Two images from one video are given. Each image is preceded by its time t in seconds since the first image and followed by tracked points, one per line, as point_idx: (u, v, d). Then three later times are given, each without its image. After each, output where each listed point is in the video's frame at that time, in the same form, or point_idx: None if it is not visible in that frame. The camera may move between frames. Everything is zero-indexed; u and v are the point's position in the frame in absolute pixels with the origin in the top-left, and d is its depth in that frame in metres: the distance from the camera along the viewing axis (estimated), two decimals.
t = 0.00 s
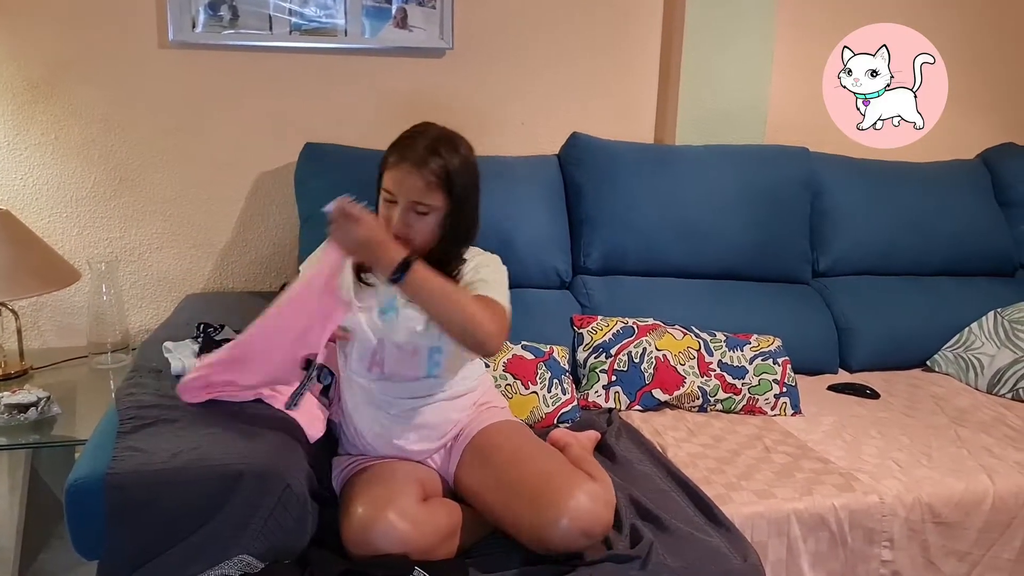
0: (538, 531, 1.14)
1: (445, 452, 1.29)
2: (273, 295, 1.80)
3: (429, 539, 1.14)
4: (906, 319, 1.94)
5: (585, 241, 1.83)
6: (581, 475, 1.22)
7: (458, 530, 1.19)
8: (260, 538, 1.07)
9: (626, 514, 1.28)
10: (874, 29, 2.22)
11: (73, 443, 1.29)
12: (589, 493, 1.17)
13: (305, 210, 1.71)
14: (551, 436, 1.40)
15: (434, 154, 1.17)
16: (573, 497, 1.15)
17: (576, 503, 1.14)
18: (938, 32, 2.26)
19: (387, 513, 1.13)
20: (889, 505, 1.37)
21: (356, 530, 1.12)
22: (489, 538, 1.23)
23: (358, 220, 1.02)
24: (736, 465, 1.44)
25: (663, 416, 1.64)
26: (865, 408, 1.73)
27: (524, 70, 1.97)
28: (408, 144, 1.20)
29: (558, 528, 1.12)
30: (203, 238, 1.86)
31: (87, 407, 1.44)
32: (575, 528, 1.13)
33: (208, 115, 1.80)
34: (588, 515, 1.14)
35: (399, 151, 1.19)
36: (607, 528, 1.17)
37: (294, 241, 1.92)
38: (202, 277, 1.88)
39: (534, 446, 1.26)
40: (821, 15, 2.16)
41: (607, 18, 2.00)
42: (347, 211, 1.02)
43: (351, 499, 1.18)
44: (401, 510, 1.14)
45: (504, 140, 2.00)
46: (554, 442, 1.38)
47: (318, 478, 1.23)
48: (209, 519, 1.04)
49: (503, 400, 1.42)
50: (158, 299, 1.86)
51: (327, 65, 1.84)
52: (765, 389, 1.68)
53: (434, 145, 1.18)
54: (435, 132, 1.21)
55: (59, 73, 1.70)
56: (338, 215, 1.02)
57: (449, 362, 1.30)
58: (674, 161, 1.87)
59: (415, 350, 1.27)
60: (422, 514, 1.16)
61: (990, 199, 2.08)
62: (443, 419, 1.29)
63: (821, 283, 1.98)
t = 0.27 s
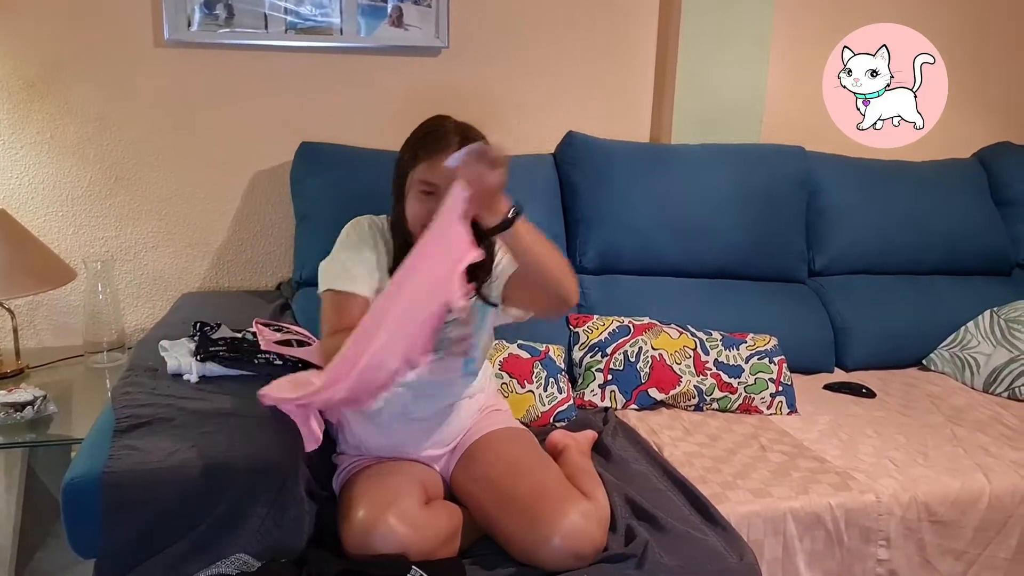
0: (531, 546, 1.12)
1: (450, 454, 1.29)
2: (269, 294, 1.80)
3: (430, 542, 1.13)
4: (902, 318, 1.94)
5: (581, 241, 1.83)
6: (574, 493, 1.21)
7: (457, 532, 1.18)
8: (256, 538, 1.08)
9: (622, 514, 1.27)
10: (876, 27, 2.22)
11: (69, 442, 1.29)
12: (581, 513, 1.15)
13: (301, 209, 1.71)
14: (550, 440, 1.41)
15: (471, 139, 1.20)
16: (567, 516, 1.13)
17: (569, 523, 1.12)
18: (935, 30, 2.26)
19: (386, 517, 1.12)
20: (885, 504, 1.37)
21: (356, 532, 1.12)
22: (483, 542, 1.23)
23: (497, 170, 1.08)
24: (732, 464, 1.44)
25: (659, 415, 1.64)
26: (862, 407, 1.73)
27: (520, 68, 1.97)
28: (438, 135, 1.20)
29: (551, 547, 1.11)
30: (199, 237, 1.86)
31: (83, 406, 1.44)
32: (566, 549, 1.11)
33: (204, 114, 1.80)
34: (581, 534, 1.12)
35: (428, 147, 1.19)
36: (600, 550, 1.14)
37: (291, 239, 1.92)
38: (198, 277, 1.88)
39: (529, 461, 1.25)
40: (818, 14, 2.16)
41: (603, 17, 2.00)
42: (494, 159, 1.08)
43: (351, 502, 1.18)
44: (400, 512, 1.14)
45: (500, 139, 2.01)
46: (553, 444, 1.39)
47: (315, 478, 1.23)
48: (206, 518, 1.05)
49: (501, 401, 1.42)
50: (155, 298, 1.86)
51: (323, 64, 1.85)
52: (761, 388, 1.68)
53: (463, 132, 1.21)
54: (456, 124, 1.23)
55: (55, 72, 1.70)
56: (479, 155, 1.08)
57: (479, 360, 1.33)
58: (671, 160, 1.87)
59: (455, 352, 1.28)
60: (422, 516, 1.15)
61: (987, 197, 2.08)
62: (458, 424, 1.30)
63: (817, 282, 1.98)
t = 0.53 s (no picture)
0: (532, 542, 1.12)
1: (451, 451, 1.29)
2: (270, 288, 1.80)
3: (429, 538, 1.13)
4: (903, 312, 1.94)
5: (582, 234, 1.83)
6: (577, 489, 1.21)
7: (458, 527, 1.18)
8: (258, 530, 1.06)
9: (623, 508, 1.27)
10: (874, 28, 2.22)
11: (71, 435, 1.29)
12: (583, 509, 1.15)
13: (302, 202, 1.71)
14: (551, 433, 1.42)
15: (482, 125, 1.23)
16: (568, 513, 1.13)
17: (571, 519, 1.12)
18: (936, 24, 2.26)
19: (387, 512, 1.12)
20: (887, 497, 1.37)
21: (359, 527, 1.12)
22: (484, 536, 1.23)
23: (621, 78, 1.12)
24: (733, 457, 1.44)
25: (660, 408, 1.64)
26: (863, 400, 1.73)
27: (521, 61, 1.97)
28: (451, 123, 1.20)
29: (552, 544, 1.11)
30: (200, 231, 1.86)
31: (85, 400, 1.44)
32: (568, 545, 1.11)
33: (205, 107, 1.80)
34: (584, 531, 1.12)
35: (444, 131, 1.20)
36: (602, 545, 1.14)
37: (292, 233, 1.92)
38: (199, 270, 1.88)
39: (531, 456, 1.24)
40: (819, 7, 2.16)
41: (604, 10, 2.00)
42: (624, 61, 1.12)
43: (351, 497, 1.17)
44: (402, 507, 1.13)
45: (501, 132, 2.00)
46: (554, 438, 1.40)
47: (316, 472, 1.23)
48: (206, 511, 1.04)
49: (503, 394, 1.42)
50: (156, 292, 1.86)
51: (323, 58, 1.84)
52: (763, 381, 1.68)
53: (473, 118, 1.23)
54: (459, 110, 1.23)
55: (55, 65, 1.70)
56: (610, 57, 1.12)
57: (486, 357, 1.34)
58: (672, 153, 1.87)
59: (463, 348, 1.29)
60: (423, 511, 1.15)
61: (988, 191, 2.08)
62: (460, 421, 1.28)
63: (818, 276, 1.98)
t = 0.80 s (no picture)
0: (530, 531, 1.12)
1: (450, 440, 1.30)
2: (269, 279, 1.81)
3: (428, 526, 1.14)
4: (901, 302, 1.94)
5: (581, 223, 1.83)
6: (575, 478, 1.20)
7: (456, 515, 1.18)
8: (257, 519, 1.06)
9: (621, 497, 1.28)
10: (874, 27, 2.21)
11: (70, 426, 1.29)
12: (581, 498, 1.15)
13: (301, 193, 1.71)
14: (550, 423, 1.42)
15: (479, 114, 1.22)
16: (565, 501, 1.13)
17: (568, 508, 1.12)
18: (936, 12, 2.25)
19: (386, 500, 1.13)
20: (884, 486, 1.37)
21: (357, 517, 1.11)
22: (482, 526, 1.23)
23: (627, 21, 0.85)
24: (731, 447, 1.45)
25: (659, 398, 1.64)
26: (861, 390, 1.73)
27: (520, 51, 1.96)
28: (448, 112, 1.19)
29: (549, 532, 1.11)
30: (199, 222, 1.86)
31: (84, 390, 1.45)
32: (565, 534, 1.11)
33: (203, 98, 1.80)
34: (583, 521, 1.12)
35: (444, 119, 1.18)
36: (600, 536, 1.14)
37: (291, 224, 1.92)
38: (198, 261, 1.88)
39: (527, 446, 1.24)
40: None
41: None
42: (611, 7, 0.84)
43: (349, 488, 1.17)
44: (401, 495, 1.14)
45: (500, 122, 2.00)
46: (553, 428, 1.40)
47: (315, 460, 1.23)
48: (205, 501, 1.04)
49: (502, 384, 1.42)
50: (155, 283, 1.86)
51: (322, 47, 1.84)
52: (761, 371, 1.68)
53: (471, 108, 1.22)
54: (453, 99, 1.22)
55: (53, 56, 1.70)
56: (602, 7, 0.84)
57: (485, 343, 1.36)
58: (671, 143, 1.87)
59: (463, 336, 1.30)
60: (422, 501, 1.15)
61: (988, 181, 2.08)
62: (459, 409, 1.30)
63: (816, 266, 1.98)
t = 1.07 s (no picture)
0: (532, 517, 1.12)
1: (451, 426, 1.30)
2: (270, 267, 1.81)
3: (431, 513, 1.14)
4: (902, 289, 1.94)
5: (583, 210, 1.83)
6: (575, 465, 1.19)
7: (458, 501, 1.19)
8: (261, 505, 1.07)
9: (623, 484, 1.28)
10: (874, 32, 2.20)
11: (73, 413, 1.30)
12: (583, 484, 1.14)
13: (302, 181, 1.71)
14: (551, 411, 1.42)
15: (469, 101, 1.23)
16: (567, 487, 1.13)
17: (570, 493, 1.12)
18: None
19: (387, 486, 1.12)
20: (886, 472, 1.38)
21: (360, 502, 1.12)
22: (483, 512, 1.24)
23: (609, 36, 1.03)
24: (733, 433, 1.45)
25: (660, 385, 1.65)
26: (862, 377, 1.74)
27: (521, 37, 1.96)
28: (438, 99, 1.20)
29: (551, 517, 1.11)
30: (200, 210, 1.86)
31: (87, 378, 1.45)
32: (567, 519, 1.11)
33: (203, 86, 1.79)
34: (585, 504, 1.13)
35: (436, 105, 1.19)
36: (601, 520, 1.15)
37: (291, 212, 1.92)
38: (199, 250, 1.88)
39: (529, 432, 1.24)
40: None
41: None
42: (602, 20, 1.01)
43: (352, 473, 1.17)
44: (403, 481, 1.14)
45: (501, 110, 2.00)
46: (554, 415, 1.40)
47: (317, 448, 1.23)
48: (209, 488, 1.04)
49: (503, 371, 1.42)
50: (156, 272, 1.86)
51: (322, 35, 1.83)
52: (762, 358, 1.69)
53: (461, 95, 1.23)
54: (443, 85, 1.23)
55: (53, 44, 1.69)
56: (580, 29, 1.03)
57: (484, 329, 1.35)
58: (673, 130, 1.87)
59: (460, 321, 1.29)
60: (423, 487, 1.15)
61: (990, 167, 2.08)
62: (458, 396, 1.30)
63: (818, 253, 1.98)
